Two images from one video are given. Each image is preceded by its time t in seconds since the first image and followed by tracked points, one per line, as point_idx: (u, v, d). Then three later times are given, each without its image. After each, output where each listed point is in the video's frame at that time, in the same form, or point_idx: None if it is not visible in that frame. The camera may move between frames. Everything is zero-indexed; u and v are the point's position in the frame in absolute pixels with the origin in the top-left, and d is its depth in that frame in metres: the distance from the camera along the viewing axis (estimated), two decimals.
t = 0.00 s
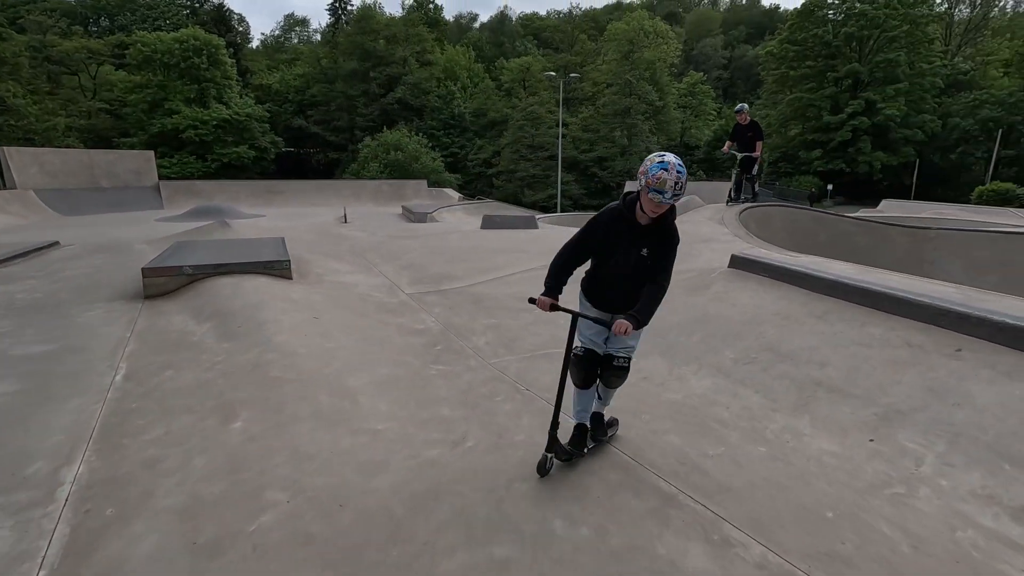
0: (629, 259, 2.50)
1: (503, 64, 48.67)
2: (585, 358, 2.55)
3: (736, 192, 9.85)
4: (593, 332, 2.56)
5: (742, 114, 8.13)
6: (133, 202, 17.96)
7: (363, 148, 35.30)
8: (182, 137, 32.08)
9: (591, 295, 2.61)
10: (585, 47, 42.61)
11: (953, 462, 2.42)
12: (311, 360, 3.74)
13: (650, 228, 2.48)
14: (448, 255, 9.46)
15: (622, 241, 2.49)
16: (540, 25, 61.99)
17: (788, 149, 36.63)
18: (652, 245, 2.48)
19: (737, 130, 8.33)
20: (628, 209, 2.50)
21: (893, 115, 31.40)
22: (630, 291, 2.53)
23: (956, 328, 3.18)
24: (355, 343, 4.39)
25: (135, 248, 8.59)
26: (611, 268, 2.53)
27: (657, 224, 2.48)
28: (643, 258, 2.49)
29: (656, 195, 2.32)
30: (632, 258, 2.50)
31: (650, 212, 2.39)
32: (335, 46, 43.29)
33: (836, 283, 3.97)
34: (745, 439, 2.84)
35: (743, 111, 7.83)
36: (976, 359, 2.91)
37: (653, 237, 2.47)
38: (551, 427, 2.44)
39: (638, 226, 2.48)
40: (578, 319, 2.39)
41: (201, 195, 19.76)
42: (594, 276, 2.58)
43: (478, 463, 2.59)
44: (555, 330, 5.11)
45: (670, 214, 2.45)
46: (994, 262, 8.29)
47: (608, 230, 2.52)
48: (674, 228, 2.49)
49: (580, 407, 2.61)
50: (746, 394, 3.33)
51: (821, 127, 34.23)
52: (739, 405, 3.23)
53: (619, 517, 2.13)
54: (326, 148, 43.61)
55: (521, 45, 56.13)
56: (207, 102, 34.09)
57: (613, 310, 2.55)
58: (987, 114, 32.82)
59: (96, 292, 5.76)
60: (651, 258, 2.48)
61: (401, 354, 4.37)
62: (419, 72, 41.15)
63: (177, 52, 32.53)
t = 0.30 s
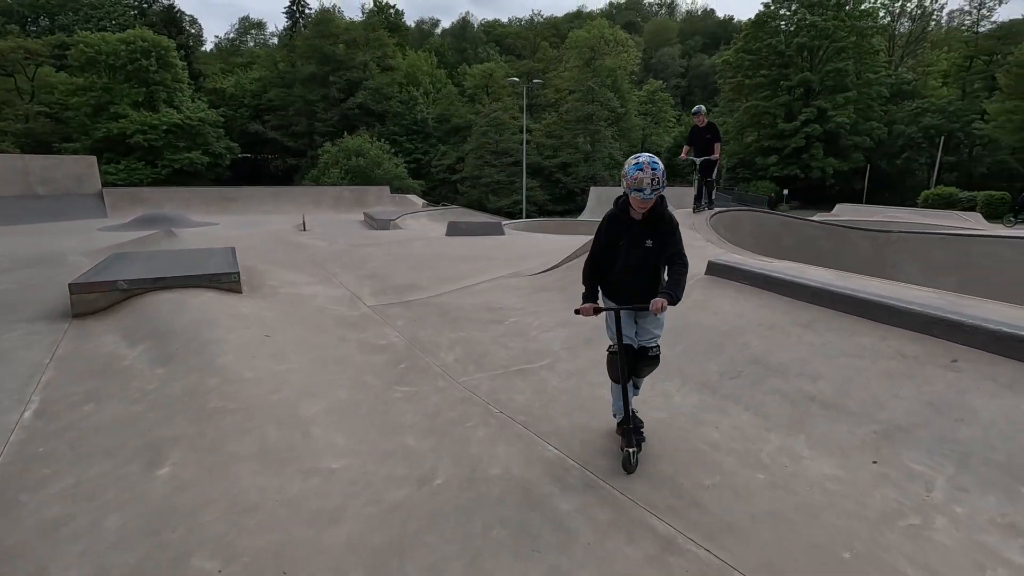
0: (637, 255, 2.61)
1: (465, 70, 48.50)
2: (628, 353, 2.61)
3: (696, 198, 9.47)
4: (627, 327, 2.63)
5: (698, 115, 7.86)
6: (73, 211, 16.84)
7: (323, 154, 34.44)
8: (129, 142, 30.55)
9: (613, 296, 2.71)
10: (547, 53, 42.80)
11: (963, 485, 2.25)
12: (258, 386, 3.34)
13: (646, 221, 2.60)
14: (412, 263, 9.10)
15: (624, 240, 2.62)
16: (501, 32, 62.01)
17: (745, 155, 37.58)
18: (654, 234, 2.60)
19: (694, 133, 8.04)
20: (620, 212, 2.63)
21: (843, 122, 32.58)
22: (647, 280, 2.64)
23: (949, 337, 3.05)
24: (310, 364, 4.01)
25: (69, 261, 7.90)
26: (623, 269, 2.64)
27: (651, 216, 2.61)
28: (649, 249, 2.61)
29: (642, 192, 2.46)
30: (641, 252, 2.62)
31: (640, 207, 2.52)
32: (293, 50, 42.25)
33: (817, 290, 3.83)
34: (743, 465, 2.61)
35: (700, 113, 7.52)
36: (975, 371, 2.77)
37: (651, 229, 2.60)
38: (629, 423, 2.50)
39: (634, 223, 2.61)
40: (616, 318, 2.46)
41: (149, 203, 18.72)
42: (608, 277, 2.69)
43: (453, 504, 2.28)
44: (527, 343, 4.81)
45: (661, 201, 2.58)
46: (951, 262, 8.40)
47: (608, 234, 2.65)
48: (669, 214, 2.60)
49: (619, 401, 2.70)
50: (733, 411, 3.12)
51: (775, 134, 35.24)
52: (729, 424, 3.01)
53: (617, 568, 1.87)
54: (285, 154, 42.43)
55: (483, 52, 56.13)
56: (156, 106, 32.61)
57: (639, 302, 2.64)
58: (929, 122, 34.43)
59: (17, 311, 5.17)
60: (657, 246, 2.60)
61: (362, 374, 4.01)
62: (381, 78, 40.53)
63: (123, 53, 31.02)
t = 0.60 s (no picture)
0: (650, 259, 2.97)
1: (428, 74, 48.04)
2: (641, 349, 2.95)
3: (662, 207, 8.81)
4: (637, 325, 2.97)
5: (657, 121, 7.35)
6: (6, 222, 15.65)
7: (283, 159, 33.42)
8: (73, 148, 28.92)
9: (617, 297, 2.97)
10: (511, 59, 42.72)
11: (985, 526, 2.06)
12: (198, 429, 2.95)
13: (655, 230, 2.99)
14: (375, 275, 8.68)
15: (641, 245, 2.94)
16: (464, 37, 61.68)
17: (706, 160, 38.28)
18: (658, 243, 3.02)
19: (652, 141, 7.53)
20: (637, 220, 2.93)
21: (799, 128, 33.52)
22: (650, 282, 3.03)
23: (949, 354, 2.86)
24: (261, 396, 3.62)
25: None
26: (636, 272, 2.95)
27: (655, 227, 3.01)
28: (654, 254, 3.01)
29: (673, 205, 2.85)
30: (649, 257, 2.99)
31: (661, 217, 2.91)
32: (249, 53, 40.97)
33: (803, 302, 3.67)
34: (744, 506, 2.39)
35: (658, 119, 7.01)
36: (980, 393, 2.60)
37: (658, 238, 3.01)
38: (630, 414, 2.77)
39: (646, 231, 2.96)
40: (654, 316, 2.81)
41: (92, 212, 17.60)
42: (619, 278, 2.96)
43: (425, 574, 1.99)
44: (500, 363, 4.51)
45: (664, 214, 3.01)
46: (915, 267, 8.61)
47: (627, 238, 2.92)
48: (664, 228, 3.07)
49: (609, 398, 2.99)
50: (727, 440, 2.89)
51: (735, 139, 35.99)
52: (724, 456, 2.78)
53: None
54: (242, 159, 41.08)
55: (446, 56, 55.79)
56: (102, 110, 30.99)
57: (642, 303, 2.99)
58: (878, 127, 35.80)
59: None
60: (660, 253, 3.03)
61: (320, 405, 3.64)
62: (342, 82, 39.66)
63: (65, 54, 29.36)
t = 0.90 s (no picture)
0: (647, 261, 3.04)
1: (398, 80, 47.53)
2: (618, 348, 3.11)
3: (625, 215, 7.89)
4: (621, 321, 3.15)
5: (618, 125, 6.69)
6: None
7: (248, 166, 32.48)
8: (22, 154, 27.49)
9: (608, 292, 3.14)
10: (481, 65, 42.48)
11: None
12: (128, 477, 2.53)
13: (662, 234, 3.01)
14: (344, 286, 8.23)
15: (640, 247, 3.01)
16: (434, 42, 61.36)
17: (676, 166, 38.72)
18: (664, 246, 3.03)
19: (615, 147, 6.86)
20: (642, 220, 3.00)
21: (765, 134, 34.18)
22: (649, 284, 3.08)
23: (971, 368, 2.64)
24: (209, 430, 3.20)
25: None
26: (635, 269, 3.05)
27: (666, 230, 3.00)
28: (657, 257, 3.04)
29: (673, 210, 2.87)
30: (649, 259, 3.04)
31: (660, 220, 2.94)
32: (212, 57, 39.81)
33: (804, 311, 3.42)
34: (763, 551, 2.11)
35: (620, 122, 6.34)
36: (1010, 411, 2.38)
37: (664, 242, 3.02)
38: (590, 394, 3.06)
39: (651, 234, 3.00)
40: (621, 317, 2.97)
41: (41, 221, 16.61)
42: (614, 276, 3.09)
43: None
44: (478, 381, 4.18)
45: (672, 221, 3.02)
46: (891, 271, 8.56)
47: (629, 238, 3.02)
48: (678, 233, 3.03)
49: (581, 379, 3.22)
50: (734, 468, 2.62)
51: (704, 145, 36.48)
52: (734, 488, 2.49)
53: None
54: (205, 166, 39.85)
55: (416, 62, 55.34)
56: (54, 115, 29.55)
57: (638, 300, 3.11)
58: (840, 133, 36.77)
59: None
60: (664, 257, 3.04)
61: (279, 436, 3.24)
62: (309, 87, 38.79)
63: (14, 56, 27.83)
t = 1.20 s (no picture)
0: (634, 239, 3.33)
1: (375, 82, 46.96)
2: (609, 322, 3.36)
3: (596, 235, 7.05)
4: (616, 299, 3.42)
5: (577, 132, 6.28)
6: None
7: (220, 168, 31.65)
8: None
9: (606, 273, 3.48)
10: (459, 67, 42.10)
11: None
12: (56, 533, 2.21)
13: (646, 212, 3.28)
14: (318, 293, 7.87)
15: (627, 226, 3.34)
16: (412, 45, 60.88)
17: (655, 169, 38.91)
18: (649, 225, 3.29)
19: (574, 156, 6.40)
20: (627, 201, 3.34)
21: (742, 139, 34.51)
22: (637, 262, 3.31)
23: (991, 387, 2.45)
24: (157, 467, 2.86)
25: None
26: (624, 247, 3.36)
27: (651, 209, 3.27)
28: (642, 236, 3.31)
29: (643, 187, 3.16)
30: (636, 237, 3.32)
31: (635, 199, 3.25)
32: (183, 57, 38.75)
33: (806, 323, 3.22)
34: None
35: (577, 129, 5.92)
36: None
37: (649, 220, 3.27)
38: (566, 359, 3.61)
39: (636, 212, 3.31)
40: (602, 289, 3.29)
41: None
42: (609, 255, 3.44)
43: None
44: (460, 399, 3.89)
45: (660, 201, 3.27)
46: (875, 275, 8.51)
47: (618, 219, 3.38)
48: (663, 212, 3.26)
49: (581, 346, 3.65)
50: (743, 501, 2.38)
51: (682, 149, 36.71)
52: (744, 525, 2.26)
53: None
54: (176, 168, 38.76)
55: (394, 64, 54.80)
56: (15, 115, 28.36)
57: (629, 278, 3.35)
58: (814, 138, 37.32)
59: None
60: (648, 235, 3.28)
61: (236, 471, 2.92)
62: (284, 88, 37.99)
63: None
